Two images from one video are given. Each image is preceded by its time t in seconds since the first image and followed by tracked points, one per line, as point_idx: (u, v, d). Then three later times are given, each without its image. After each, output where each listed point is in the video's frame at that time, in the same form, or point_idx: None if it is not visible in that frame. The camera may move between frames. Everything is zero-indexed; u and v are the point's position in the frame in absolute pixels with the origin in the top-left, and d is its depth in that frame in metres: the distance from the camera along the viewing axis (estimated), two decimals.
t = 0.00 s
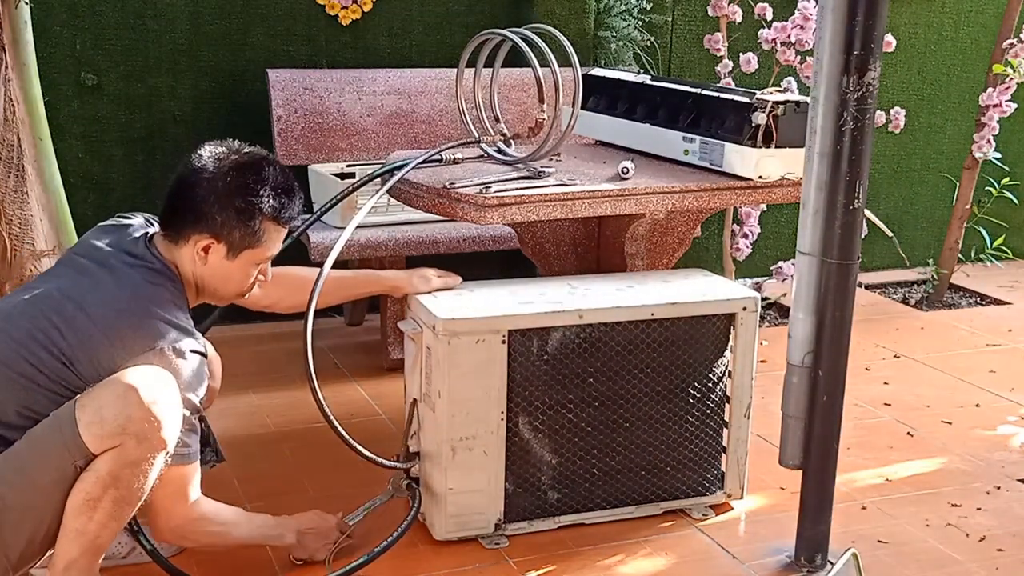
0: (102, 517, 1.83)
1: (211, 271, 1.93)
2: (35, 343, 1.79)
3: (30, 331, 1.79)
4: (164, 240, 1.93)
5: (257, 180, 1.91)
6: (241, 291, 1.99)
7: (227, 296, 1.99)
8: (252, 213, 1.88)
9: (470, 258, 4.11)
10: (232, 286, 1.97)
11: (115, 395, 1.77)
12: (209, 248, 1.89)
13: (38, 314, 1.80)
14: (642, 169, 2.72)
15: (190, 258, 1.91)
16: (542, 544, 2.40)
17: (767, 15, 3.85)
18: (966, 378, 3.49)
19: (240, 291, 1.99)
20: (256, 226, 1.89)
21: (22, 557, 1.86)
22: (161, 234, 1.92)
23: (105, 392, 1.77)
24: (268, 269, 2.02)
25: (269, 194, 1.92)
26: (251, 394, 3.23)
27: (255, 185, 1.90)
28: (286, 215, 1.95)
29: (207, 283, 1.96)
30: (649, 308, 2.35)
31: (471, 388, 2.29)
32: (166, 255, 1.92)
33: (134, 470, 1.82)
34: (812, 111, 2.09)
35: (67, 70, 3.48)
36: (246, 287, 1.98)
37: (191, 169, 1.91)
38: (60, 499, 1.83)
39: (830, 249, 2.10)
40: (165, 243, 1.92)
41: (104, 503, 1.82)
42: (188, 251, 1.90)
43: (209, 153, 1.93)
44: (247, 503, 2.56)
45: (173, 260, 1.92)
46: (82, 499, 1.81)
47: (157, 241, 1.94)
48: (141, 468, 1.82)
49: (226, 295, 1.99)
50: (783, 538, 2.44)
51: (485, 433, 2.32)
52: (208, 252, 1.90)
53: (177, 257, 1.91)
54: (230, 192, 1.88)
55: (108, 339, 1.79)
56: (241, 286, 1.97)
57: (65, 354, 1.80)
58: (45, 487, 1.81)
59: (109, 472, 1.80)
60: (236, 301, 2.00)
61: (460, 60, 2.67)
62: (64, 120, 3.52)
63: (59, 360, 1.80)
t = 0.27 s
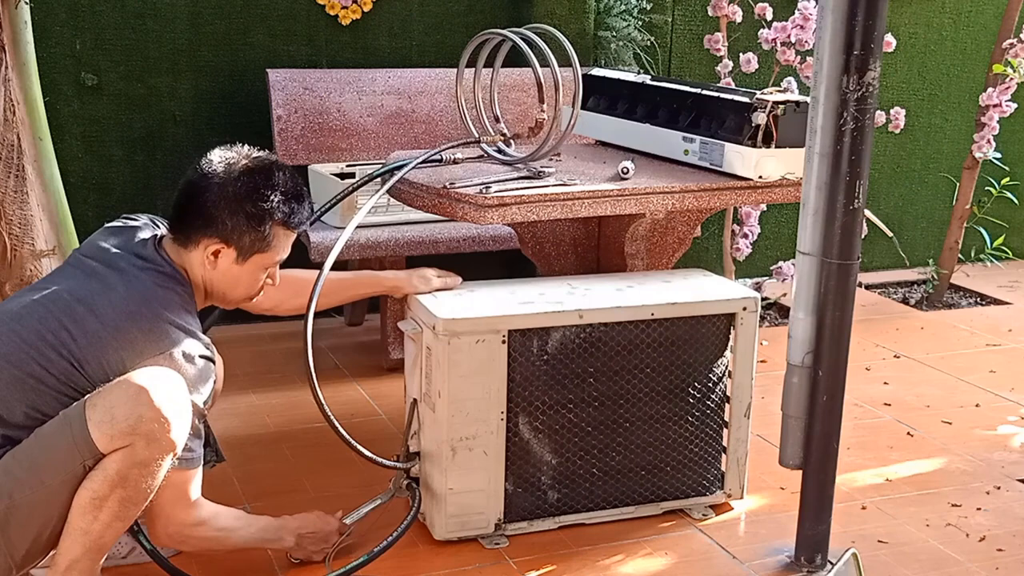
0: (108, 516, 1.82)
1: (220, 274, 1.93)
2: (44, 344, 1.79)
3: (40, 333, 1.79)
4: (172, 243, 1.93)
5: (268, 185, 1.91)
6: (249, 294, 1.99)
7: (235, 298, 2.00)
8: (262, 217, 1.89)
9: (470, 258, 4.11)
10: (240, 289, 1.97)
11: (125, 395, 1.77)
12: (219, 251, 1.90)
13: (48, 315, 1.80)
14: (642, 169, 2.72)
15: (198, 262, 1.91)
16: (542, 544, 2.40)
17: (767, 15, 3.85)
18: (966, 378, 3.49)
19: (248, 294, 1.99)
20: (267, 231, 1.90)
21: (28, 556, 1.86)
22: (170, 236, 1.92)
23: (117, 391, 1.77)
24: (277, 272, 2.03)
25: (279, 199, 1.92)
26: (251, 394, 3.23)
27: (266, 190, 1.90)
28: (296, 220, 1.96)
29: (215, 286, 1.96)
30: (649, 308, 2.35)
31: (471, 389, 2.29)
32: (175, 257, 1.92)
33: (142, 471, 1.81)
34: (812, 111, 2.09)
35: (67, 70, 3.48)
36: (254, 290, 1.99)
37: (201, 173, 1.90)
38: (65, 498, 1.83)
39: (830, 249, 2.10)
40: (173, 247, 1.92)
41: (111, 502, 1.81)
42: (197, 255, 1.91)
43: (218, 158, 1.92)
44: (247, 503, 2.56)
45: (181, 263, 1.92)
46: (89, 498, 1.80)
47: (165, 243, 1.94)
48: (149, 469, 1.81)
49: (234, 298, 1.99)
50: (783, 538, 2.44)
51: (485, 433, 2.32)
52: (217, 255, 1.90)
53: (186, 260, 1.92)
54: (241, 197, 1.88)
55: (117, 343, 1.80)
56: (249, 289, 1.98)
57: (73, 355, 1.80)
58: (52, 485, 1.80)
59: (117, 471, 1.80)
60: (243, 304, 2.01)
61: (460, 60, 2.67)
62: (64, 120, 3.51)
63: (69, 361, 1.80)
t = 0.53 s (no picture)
0: (89, 513, 1.82)
1: (203, 270, 1.93)
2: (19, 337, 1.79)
3: (14, 326, 1.80)
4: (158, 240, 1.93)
5: (250, 179, 1.92)
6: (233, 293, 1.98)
7: (220, 297, 1.98)
8: (245, 210, 1.89)
9: (470, 257, 4.11)
10: (225, 286, 1.96)
11: (92, 388, 1.76)
12: (203, 247, 1.90)
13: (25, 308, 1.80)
14: (643, 169, 2.72)
15: (184, 258, 1.91)
16: (542, 544, 2.40)
17: (767, 15, 3.85)
18: (966, 378, 3.49)
19: (233, 293, 1.98)
20: (251, 224, 1.90)
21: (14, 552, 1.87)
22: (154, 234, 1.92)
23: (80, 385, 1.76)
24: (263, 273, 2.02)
25: (261, 192, 1.92)
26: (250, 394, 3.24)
27: (248, 184, 1.91)
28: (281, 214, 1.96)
29: (200, 283, 1.95)
30: (649, 308, 2.36)
31: (472, 388, 2.29)
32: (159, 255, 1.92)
33: (114, 463, 1.81)
34: (812, 111, 2.09)
35: (67, 70, 3.48)
36: (239, 288, 1.98)
37: (182, 169, 1.91)
38: (42, 498, 1.83)
39: (830, 249, 2.10)
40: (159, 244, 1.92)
41: (88, 497, 1.81)
42: (182, 251, 1.91)
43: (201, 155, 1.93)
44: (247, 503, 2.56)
45: (166, 260, 1.92)
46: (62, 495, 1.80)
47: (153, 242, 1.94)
48: (120, 461, 1.81)
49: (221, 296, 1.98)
50: (783, 538, 2.44)
51: (485, 433, 2.32)
52: (201, 251, 1.90)
53: (171, 257, 1.91)
54: (223, 191, 1.88)
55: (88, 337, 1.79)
56: (234, 286, 1.97)
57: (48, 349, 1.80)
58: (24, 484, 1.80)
59: (88, 467, 1.79)
60: (229, 304, 1.99)
61: (460, 60, 2.67)
62: (64, 120, 3.51)
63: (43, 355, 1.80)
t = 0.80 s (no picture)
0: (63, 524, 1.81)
1: (166, 257, 1.69)
2: None
3: None
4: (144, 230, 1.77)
5: (230, 175, 1.71)
6: (195, 293, 1.72)
7: (183, 298, 1.74)
8: (205, 195, 1.67)
9: (469, 257, 4.11)
10: (184, 281, 1.70)
11: (38, 410, 1.68)
12: (166, 225, 1.70)
13: None
14: (642, 169, 2.72)
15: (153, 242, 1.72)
16: (542, 545, 2.40)
17: (767, 15, 3.85)
18: (966, 378, 3.49)
19: (194, 291, 1.71)
20: (206, 209, 1.67)
21: None
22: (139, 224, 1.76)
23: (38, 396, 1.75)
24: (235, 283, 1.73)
25: (235, 187, 1.69)
26: (250, 394, 3.24)
27: (221, 174, 1.70)
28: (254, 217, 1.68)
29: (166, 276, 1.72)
30: (649, 308, 2.36)
31: (472, 388, 2.29)
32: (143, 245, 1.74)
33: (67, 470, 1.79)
34: (812, 111, 2.09)
35: (67, 70, 3.48)
36: (198, 287, 1.71)
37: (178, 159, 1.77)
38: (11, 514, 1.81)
39: (830, 249, 2.10)
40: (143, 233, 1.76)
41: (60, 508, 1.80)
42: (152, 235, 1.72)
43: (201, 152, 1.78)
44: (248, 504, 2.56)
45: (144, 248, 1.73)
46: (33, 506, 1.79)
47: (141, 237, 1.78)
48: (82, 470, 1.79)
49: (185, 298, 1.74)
50: (783, 538, 2.44)
51: (485, 433, 2.32)
52: (166, 232, 1.70)
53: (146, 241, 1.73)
54: (194, 172, 1.70)
55: (8, 349, 1.63)
56: (192, 280, 1.70)
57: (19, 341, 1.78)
58: None
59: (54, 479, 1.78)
60: (196, 307, 1.75)
61: (460, 60, 2.67)
62: (64, 120, 3.51)
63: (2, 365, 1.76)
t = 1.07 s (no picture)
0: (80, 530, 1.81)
1: (184, 244, 1.93)
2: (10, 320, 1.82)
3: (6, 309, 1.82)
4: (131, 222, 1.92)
5: (200, 160, 1.97)
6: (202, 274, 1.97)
7: (187, 280, 1.97)
8: (182, 184, 1.91)
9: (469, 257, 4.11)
10: (194, 261, 1.95)
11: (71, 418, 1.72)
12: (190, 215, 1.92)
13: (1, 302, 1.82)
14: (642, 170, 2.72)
15: (163, 231, 1.92)
16: (542, 545, 2.40)
17: (767, 15, 3.85)
18: (966, 378, 3.49)
19: (202, 272, 1.97)
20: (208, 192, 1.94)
21: None
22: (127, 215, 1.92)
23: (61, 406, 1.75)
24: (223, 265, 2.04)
25: (213, 170, 1.97)
26: (250, 394, 3.24)
27: (203, 160, 1.97)
28: (210, 201, 1.94)
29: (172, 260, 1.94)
30: (649, 308, 2.36)
31: (472, 388, 2.29)
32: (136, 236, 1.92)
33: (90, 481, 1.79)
34: (812, 111, 2.09)
35: (68, 70, 3.48)
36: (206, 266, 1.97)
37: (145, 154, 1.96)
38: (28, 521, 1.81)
39: (830, 249, 2.10)
40: (133, 226, 1.92)
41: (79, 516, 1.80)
42: (162, 224, 1.92)
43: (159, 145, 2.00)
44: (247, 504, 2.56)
45: (145, 239, 1.92)
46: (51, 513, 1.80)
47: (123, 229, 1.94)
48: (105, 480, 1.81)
49: (188, 278, 1.96)
50: (782, 538, 2.44)
51: (485, 433, 2.32)
52: (184, 222, 1.92)
53: (151, 232, 1.92)
54: (185, 163, 1.93)
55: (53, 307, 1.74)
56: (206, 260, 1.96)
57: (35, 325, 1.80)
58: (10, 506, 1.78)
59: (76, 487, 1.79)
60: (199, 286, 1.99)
61: (460, 60, 2.67)
62: (64, 120, 3.51)
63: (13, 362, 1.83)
